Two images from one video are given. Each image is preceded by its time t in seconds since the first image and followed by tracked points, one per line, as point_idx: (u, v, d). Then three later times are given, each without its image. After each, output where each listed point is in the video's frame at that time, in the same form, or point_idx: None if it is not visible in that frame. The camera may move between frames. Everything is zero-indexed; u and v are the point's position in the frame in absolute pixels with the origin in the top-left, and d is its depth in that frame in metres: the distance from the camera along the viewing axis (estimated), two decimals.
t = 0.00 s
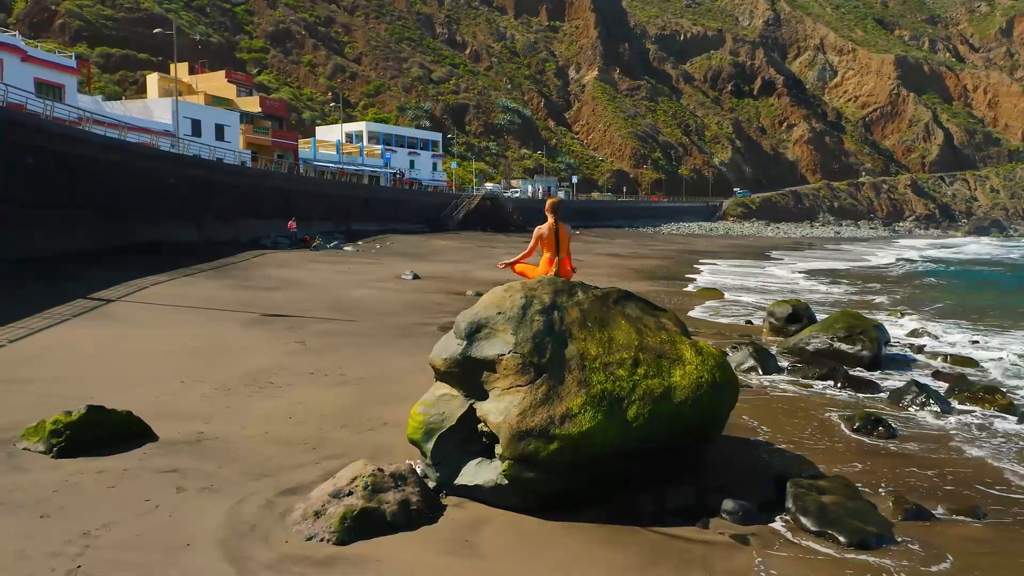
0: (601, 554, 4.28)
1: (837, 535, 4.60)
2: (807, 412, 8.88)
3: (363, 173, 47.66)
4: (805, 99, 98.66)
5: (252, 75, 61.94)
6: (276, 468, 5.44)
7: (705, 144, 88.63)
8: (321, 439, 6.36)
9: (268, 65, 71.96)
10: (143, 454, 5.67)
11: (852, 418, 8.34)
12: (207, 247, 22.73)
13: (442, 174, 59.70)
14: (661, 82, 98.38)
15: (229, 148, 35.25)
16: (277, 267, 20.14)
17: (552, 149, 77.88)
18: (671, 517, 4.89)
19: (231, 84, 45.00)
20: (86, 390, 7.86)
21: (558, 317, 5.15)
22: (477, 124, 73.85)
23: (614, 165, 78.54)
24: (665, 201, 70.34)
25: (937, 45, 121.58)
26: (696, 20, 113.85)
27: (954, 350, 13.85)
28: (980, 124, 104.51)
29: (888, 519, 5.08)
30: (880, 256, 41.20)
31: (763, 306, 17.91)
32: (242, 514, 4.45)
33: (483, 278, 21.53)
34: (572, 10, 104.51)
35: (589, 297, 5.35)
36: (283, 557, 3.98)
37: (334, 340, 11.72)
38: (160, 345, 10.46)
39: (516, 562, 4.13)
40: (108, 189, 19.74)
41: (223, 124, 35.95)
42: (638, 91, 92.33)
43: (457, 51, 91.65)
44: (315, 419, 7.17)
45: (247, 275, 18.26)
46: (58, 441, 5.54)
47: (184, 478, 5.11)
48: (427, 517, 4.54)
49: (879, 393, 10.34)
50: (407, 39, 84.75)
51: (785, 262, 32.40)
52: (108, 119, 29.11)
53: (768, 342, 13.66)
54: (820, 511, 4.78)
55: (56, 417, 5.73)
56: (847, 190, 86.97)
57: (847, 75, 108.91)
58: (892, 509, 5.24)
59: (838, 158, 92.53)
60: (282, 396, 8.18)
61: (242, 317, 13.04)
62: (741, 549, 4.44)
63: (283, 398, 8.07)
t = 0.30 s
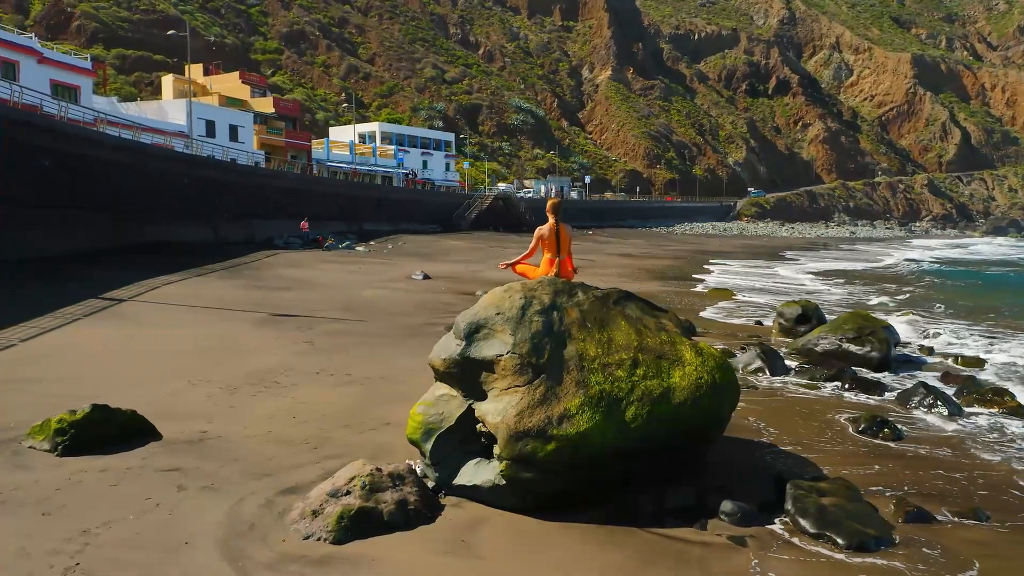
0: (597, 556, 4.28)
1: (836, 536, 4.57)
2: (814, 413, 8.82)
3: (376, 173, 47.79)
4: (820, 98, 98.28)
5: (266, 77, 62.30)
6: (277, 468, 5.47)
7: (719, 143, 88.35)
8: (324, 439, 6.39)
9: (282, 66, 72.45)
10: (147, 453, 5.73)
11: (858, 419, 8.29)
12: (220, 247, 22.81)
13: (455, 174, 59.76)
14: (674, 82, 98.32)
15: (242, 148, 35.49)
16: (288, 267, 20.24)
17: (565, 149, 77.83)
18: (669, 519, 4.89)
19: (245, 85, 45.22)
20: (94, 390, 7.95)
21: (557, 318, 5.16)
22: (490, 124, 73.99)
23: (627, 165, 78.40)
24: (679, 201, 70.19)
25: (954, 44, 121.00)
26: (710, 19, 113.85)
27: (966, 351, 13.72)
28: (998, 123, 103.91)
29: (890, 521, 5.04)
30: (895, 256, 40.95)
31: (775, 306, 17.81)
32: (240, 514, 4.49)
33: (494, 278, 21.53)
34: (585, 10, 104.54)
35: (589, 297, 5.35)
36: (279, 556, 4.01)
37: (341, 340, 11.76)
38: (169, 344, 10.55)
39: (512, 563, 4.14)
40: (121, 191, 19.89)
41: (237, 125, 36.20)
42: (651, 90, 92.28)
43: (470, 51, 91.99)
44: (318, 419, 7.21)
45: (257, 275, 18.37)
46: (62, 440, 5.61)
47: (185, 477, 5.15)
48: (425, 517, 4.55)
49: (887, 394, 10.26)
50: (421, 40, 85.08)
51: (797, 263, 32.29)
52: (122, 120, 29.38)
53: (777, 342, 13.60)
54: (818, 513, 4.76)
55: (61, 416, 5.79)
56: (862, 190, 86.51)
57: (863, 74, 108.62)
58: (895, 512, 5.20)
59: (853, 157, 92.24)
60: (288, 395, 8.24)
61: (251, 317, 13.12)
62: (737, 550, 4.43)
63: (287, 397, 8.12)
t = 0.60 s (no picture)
0: (592, 557, 4.28)
1: (834, 538, 4.54)
2: (821, 415, 8.75)
3: (389, 173, 47.92)
4: (836, 97, 97.90)
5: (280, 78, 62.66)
6: (278, 468, 5.49)
7: (733, 143, 88.08)
8: (326, 438, 6.43)
9: (296, 66, 72.96)
10: (150, 452, 5.78)
11: (864, 421, 8.24)
12: (233, 247, 22.92)
13: (468, 174, 59.82)
14: (689, 81, 98.23)
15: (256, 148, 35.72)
16: (300, 267, 20.32)
17: (579, 149, 77.76)
18: (668, 520, 4.88)
19: (259, 86, 45.47)
20: (102, 389, 8.02)
21: (556, 318, 5.16)
22: (504, 124, 74.09)
23: (641, 165, 78.26)
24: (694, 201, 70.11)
25: (972, 42, 120.40)
26: (725, 18, 113.92)
27: (979, 353, 13.58)
28: (1016, 122, 103.52)
29: (890, 523, 5.00)
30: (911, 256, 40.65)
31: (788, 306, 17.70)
32: (240, 512, 4.52)
33: (504, 279, 21.54)
34: (599, 9, 104.59)
35: (589, 298, 5.35)
36: (276, 554, 4.04)
37: (349, 339, 11.81)
38: (179, 344, 10.64)
39: (507, 563, 4.14)
40: (135, 190, 20.06)
41: (251, 125, 36.45)
42: (665, 90, 92.19)
43: (484, 51, 92.33)
44: (322, 419, 7.25)
45: (268, 274, 18.48)
46: (67, 438, 5.67)
47: (187, 476, 5.19)
48: (422, 517, 4.57)
49: (895, 396, 10.17)
50: (434, 40, 85.46)
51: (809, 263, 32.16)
52: (136, 121, 29.61)
53: (786, 343, 13.52)
54: (817, 514, 4.75)
55: (67, 414, 5.85)
56: (879, 189, 86.14)
57: (879, 73, 108.60)
58: (897, 513, 5.16)
59: (870, 157, 91.98)
60: (293, 395, 8.28)
61: (260, 317, 13.19)
62: (734, 552, 4.41)
63: (293, 396, 8.16)
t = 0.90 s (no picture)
0: (587, 557, 4.28)
1: (832, 540, 4.52)
2: (827, 416, 8.71)
3: (402, 173, 48.09)
4: (853, 96, 97.54)
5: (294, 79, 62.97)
6: (278, 466, 5.54)
7: (749, 142, 87.75)
8: (328, 437, 6.47)
9: (311, 67, 73.42)
10: (153, 450, 5.83)
11: (870, 423, 8.20)
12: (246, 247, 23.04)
13: (481, 174, 59.90)
14: (703, 81, 98.09)
15: (269, 149, 35.97)
16: (310, 267, 20.42)
17: (592, 149, 77.70)
18: (665, 520, 4.87)
19: (273, 87, 45.77)
20: (108, 388, 8.09)
21: (555, 318, 5.17)
22: (517, 124, 74.12)
23: (655, 164, 78.13)
24: (708, 201, 70.04)
25: (991, 40, 119.72)
26: (741, 16, 113.92)
27: (993, 354, 13.40)
28: None
29: (891, 525, 4.97)
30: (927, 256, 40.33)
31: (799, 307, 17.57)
32: (239, 510, 4.56)
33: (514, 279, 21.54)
34: (613, 9, 104.64)
35: (589, 298, 5.35)
36: (273, 551, 4.07)
37: (357, 339, 11.85)
38: (188, 343, 10.75)
39: (502, 563, 4.16)
40: (148, 190, 20.24)
41: (265, 126, 36.68)
42: (679, 89, 92.10)
43: (498, 51, 92.65)
44: (325, 418, 7.29)
45: (278, 274, 18.59)
46: (72, 436, 5.74)
47: (188, 473, 5.25)
48: (418, 516, 4.59)
49: (902, 398, 10.10)
50: (448, 40, 85.85)
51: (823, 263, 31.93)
52: (151, 122, 29.86)
53: (795, 344, 13.46)
54: (816, 516, 4.72)
55: (71, 412, 5.91)
56: (895, 189, 85.89)
57: (897, 71, 109.09)
58: (897, 515, 5.12)
59: (886, 156, 91.80)
60: (297, 394, 8.33)
61: (269, 317, 13.26)
62: (729, 552, 4.42)
63: (297, 396, 8.21)
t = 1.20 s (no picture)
0: (582, 556, 4.30)
1: (829, 542, 4.51)
2: (833, 417, 8.66)
3: (415, 173, 48.21)
4: (869, 96, 97.13)
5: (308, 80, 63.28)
6: (279, 465, 5.57)
7: (764, 142, 87.36)
8: (330, 436, 6.51)
9: (325, 68, 73.78)
10: (156, 448, 5.89)
11: (876, 424, 8.15)
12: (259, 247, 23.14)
13: (494, 174, 59.90)
14: (718, 80, 97.86)
15: (283, 149, 36.16)
16: (320, 267, 20.50)
17: (605, 149, 77.60)
18: (662, 520, 4.88)
19: (286, 87, 46.05)
20: (116, 386, 8.17)
21: (554, 318, 5.18)
22: (530, 124, 74.22)
23: (669, 164, 77.96)
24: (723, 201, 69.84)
25: (1009, 38, 118.82)
26: (756, 16, 113.71)
27: (1004, 356, 13.24)
28: None
29: (890, 527, 4.94)
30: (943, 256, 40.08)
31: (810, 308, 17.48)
32: (238, 508, 4.60)
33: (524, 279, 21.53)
34: (627, 8, 104.65)
35: (588, 298, 5.36)
36: (270, 550, 4.11)
37: (364, 339, 11.89)
38: (196, 342, 10.83)
39: (496, 562, 4.17)
40: (161, 191, 20.38)
41: (278, 127, 36.87)
42: (694, 89, 91.89)
43: (512, 51, 92.91)
44: (329, 417, 7.32)
45: (288, 274, 18.69)
46: (76, 434, 5.79)
47: (190, 472, 5.29)
48: (415, 515, 4.61)
49: (911, 398, 10.02)
50: (462, 40, 86.14)
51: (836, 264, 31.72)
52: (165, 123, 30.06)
53: (804, 344, 13.41)
54: (814, 517, 4.71)
55: (76, 411, 5.96)
56: (912, 189, 85.49)
57: (914, 70, 109.07)
58: (897, 518, 5.08)
59: (902, 155, 91.43)
60: (301, 393, 8.38)
61: (277, 316, 13.34)
62: (725, 553, 4.41)
63: (301, 395, 8.26)
